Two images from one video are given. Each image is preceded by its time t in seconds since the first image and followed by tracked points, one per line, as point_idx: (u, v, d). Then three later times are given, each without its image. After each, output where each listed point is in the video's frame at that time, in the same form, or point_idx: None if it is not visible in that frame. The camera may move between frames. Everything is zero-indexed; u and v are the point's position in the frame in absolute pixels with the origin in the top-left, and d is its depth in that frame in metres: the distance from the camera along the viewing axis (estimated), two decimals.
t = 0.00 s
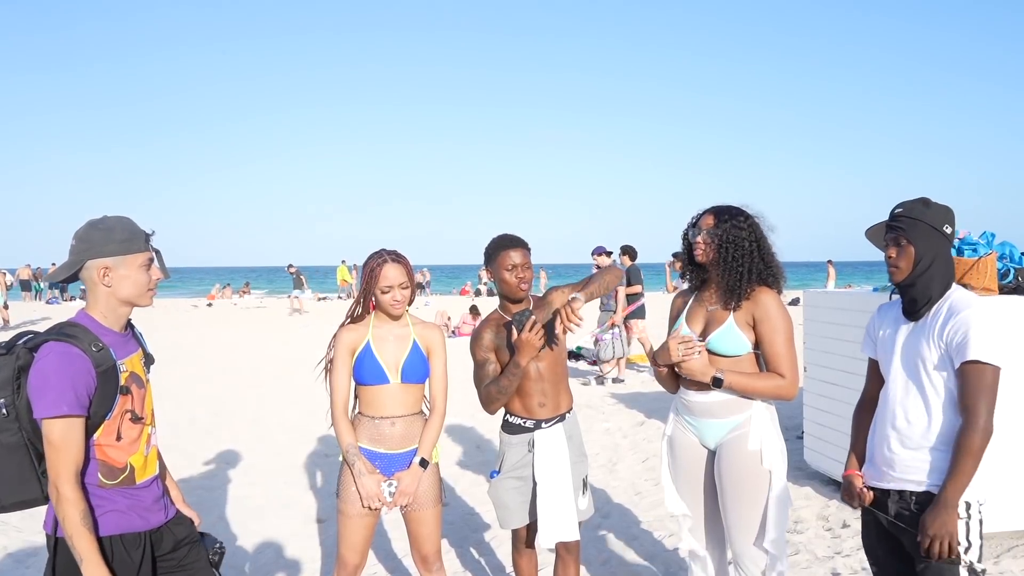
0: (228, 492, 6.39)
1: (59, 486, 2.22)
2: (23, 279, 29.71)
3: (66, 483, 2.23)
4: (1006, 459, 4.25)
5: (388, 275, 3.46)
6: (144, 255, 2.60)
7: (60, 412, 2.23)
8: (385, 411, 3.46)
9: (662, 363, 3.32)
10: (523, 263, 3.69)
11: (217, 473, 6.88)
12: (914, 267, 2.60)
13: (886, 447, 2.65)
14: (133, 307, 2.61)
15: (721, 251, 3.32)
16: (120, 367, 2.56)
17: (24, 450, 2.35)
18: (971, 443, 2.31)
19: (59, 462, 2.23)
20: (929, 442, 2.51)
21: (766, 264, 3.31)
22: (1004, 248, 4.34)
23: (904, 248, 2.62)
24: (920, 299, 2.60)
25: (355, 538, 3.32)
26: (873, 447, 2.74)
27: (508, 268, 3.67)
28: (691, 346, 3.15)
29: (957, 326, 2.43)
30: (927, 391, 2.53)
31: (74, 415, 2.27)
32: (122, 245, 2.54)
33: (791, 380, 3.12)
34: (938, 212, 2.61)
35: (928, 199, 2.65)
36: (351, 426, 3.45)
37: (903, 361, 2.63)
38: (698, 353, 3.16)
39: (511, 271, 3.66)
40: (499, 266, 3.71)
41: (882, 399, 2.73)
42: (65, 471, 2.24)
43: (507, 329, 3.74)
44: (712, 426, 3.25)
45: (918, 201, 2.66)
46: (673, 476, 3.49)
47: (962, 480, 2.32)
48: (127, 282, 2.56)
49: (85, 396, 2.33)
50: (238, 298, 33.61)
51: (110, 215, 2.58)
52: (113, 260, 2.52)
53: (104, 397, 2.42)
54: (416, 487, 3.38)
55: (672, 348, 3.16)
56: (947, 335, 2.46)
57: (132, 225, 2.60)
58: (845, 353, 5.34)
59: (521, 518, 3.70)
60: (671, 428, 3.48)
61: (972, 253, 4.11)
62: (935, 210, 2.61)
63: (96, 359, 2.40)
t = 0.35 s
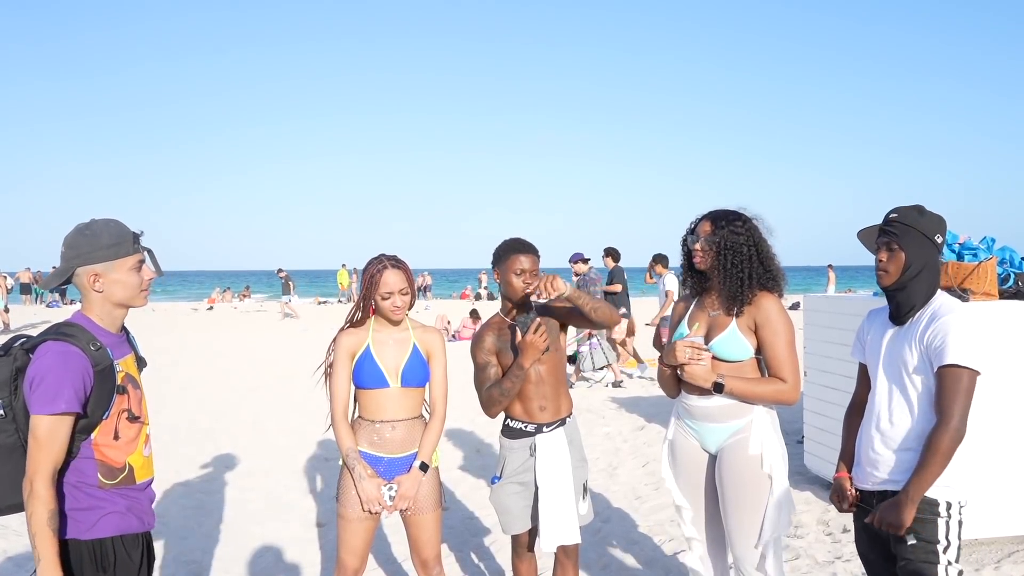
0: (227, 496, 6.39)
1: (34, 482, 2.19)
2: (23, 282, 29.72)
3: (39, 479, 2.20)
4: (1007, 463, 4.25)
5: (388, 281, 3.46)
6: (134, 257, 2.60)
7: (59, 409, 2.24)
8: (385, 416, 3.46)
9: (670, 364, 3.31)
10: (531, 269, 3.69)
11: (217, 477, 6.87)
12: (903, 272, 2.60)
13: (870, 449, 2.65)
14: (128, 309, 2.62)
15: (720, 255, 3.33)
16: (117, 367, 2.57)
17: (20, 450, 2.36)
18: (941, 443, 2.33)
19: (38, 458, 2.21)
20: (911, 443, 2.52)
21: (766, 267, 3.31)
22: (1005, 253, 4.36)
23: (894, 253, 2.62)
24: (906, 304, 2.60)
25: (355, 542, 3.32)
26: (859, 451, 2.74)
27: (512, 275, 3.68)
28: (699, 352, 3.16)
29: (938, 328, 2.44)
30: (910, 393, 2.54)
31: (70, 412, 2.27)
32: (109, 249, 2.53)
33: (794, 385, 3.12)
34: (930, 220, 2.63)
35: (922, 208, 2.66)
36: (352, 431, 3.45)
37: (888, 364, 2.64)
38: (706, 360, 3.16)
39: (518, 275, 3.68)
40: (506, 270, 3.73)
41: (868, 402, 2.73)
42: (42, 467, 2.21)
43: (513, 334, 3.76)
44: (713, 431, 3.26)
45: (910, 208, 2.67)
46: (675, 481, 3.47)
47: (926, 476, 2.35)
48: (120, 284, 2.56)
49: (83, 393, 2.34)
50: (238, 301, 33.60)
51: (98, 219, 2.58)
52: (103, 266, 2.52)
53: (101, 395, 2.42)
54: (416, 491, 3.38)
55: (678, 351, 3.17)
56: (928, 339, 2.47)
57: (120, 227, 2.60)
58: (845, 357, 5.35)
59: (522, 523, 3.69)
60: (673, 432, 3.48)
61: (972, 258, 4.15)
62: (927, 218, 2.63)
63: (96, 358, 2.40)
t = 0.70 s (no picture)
0: (231, 496, 6.39)
1: (61, 465, 2.18)
2: (27, 283, 29.78)
3: (67, 461, 2.19)
4: (1013, 465, 4.23)
5: (391, 283, 3.46)
6: (130, 252, 2.60)
7: (75, 390, 2.23)
8: (389, 416, 3.46)
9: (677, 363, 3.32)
10: (538, 270, 3.65)
11: (220, 477, 6.87)
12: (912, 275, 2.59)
13: (877, 451, 2.65)
14: (124, 303, 2.62)
15: (723, 256, 3.33)
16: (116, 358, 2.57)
17: (14, 436, 2.33)
18: (954, 444, 2.35)
19: (59, 442, 2.20)
20: (919, 445, 2.52)
21: (768, 268, 3.30)
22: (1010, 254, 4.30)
23: (901, 255, 2.61)
24: (915, 306, 2.60)
25: (358, 542, 3.32)
26: (865, 453, 2.73)
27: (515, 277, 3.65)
28: (706, 352, 3.17)
29: (949, 331, 2.44)
30: (919, 395, 2.53)
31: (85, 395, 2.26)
32: (107, 243, 2.53)
33: (798, 386, 3.12)
34: (934, 221, 2.62)
35: (924, 208, 2.66)
36: (355, 432, 3.45)
37: (896, 366, 2.64)
38: (712, 361, 3.16)
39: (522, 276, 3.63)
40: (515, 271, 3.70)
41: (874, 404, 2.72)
42: (66, 450, 2.20)
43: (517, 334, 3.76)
44: (717, 433, 3.25)
45: (913, 209, 2.66)
46: (678, 481, 3.48)
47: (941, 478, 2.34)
48: (118, 278, 2.56)
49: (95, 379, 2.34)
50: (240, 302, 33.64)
51: (93, 214, 2.57)
52: (101, 259, 2.52)
53: (107, 381, 2.41)
54: (420, 492, 3.38)
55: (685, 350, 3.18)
56: (939, 341, 2.46)
57: (117, 223, 2.60)
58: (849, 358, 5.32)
59: (519, 523, 3.69)
60: (677, 433, 3.48)
61: (977, 259, 4.10)
62: (932, 219, 2.62)
63: (103, 346, 2.40)
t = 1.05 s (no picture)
0: (236, 494, 6.41)
1: (84, 454, 2.20)
2: (32, 282, 29.90)
3: (87, 452, 2.20)
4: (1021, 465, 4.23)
5: (396, 282, 3.47)
6: (132, 255, 2.60)
7: (84, 382, 2.24)
8: (394, 414, 3.47)
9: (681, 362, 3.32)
10: (541, 271, 3.65)
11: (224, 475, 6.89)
12: (923, 270, 2.59)
13: (892, 450, 2.64)
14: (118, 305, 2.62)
15: (729, 254, 3.32)
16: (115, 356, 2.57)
17: (8, 430, 2.32)
18: (1004, 450, 2.28)
19: (76, 436, 2.20)
20: (937, 445, 2.52)
21: (774, 265, 3.30)
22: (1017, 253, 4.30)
23: (912, 251, 2.61)
24: (927, 303, 2.60)
25: (364, 541, 3.33)
26: (878, 451, 2.73)
27: (518, 275, 3.68)
28: (710, 357, 3.16)
29: (971, 329, 2.43)
30: (937, 395, 2.53)
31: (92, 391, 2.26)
32: (113, 245, 2.54)
33: (804, 384, 3.12)
34: (949, 216, 2.61)
35: (939, 203, 2.65)
36: (361, 430, 3.47)
37: (911, 364, 2.63)
38: (716, 366, 3.15)
39: (523, 275, 3.66)
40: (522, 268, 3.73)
41: (886, 402, 2.72)
42: (85, 443, 2.20)
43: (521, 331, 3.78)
44: (723, 431, 3.25)
45: (928, 204, 2.66)
46: (683, 479, 3.48)
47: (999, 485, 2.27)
48: (116, 280, 2.57)
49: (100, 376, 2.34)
50: (245, 301, 33.69)
51: (101, 216, 2.59)
52: (102, 259, 2.52)
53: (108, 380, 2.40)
54: (425, 490, 3.38)
55: (689, 354, 3.18)
56: (962, 340, 2.46)
57: (123, 226, 2.61)
58: (855, 357, 5.32)
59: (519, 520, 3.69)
60: (683, 432, 3.48)
61: (983, 257, 4.12)
62: (946, 213, 2.61)
63: (105, 344, 2.40)
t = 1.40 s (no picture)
0: (243, 492, 6.44)
1: (54, 453, 2.20)
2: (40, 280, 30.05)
3: (52, 452, 2.20)
4: None
5: (401, 280, 3.47)
6: (143, 258, 2.61)
7: (81, 380, 2.26)
8: (400, 413, 3.48)
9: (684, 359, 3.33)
10: (544, 271, 3.72)
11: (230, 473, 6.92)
12: (935, 267, 2.59)
13: (910, 450, 2.63)
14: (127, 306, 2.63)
15: (734, 253, 3.32)
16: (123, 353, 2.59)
17: (16, 426, 2.33)
18: (1016, 448, 2.29)
19: (54, 433, 2.21)
20: (956, 446, 2.50)
21: (780, 264, 3.30)
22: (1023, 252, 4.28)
23: (925, 248, 2.62)
24: (940, 301, 2.59)
25: (370, 539, 3.34)
26: (895, 452, 2.71)
27: (520, 274, 3.76)
28: (714, 354, 3.16)
29: (993, 328, 2.41)
30: (957, 395, 2.51)
31: (83, 390, 2.27)
32: (124, 247, 2.55)
33: (809, 385, 3.11)
34: (962, 211, 2.59)
35: (952, 199, 2.64)
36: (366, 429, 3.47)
37: (931, 363, 2.61)
38: (720, 363, 3.15)
39: (522, 275, 3.73)
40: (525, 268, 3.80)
41: (904, 401, 2.70)
42: (58, 442, 2.21)
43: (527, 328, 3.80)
44: (728, 431, 3.25)
45: (941, 201, 2.65)
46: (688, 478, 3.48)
47: (1004, 485, 2.28)
48: (125, 281, 2.57)
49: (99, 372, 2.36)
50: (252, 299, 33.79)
51: (115, 216, 2.61)
52: (113, 261, 2.54)
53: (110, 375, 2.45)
54: (430, 489, 3.40)
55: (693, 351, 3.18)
56: (982, 339, 2.44)
57: (136, 228, 2.62)
58: (861, 356, 5.30)
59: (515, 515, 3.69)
60: (688, 432, 3.48)
61: (990, 256, 4.11)
62: (960, 209, 2.59)
63: (108, 342, 2.42)
